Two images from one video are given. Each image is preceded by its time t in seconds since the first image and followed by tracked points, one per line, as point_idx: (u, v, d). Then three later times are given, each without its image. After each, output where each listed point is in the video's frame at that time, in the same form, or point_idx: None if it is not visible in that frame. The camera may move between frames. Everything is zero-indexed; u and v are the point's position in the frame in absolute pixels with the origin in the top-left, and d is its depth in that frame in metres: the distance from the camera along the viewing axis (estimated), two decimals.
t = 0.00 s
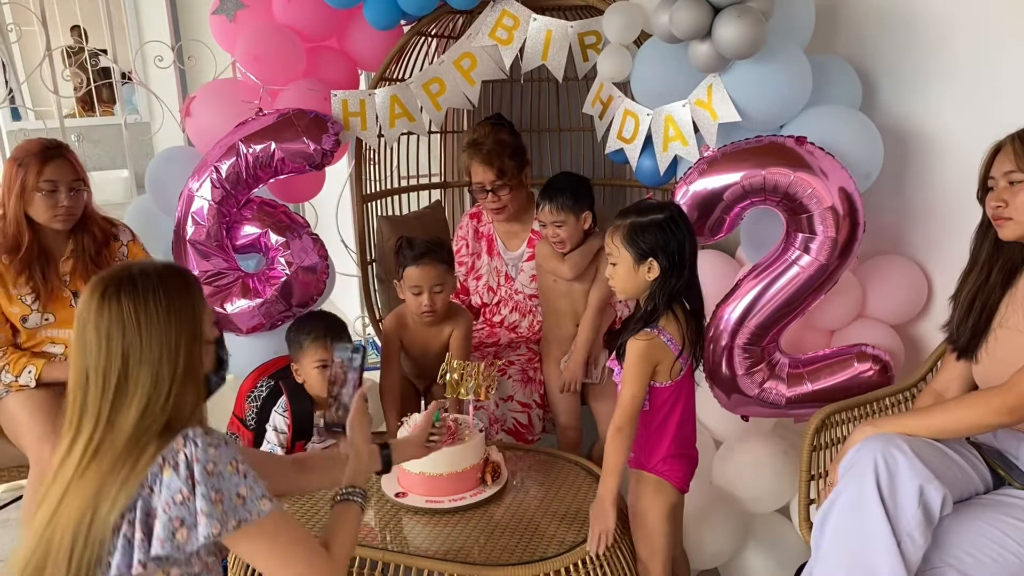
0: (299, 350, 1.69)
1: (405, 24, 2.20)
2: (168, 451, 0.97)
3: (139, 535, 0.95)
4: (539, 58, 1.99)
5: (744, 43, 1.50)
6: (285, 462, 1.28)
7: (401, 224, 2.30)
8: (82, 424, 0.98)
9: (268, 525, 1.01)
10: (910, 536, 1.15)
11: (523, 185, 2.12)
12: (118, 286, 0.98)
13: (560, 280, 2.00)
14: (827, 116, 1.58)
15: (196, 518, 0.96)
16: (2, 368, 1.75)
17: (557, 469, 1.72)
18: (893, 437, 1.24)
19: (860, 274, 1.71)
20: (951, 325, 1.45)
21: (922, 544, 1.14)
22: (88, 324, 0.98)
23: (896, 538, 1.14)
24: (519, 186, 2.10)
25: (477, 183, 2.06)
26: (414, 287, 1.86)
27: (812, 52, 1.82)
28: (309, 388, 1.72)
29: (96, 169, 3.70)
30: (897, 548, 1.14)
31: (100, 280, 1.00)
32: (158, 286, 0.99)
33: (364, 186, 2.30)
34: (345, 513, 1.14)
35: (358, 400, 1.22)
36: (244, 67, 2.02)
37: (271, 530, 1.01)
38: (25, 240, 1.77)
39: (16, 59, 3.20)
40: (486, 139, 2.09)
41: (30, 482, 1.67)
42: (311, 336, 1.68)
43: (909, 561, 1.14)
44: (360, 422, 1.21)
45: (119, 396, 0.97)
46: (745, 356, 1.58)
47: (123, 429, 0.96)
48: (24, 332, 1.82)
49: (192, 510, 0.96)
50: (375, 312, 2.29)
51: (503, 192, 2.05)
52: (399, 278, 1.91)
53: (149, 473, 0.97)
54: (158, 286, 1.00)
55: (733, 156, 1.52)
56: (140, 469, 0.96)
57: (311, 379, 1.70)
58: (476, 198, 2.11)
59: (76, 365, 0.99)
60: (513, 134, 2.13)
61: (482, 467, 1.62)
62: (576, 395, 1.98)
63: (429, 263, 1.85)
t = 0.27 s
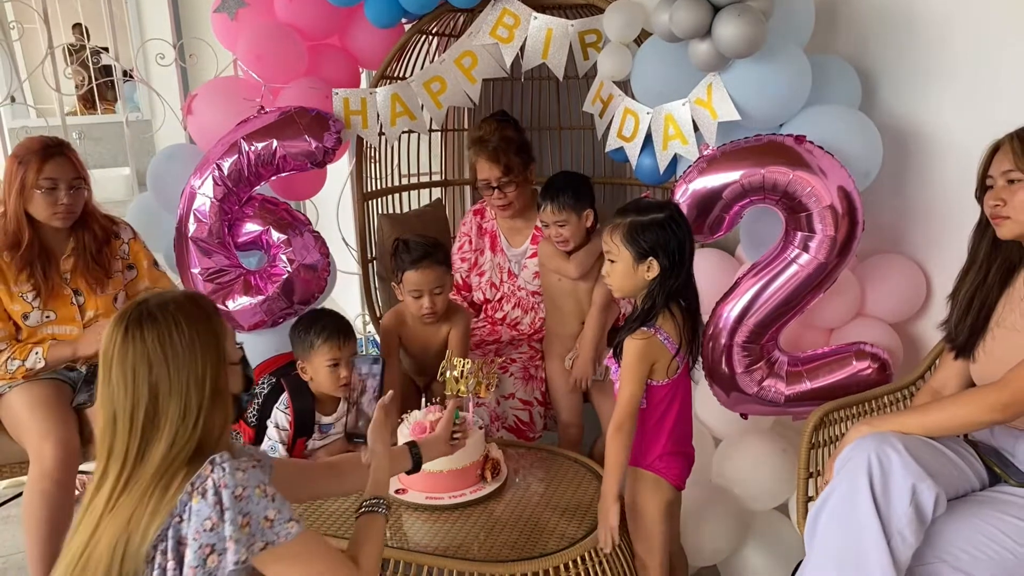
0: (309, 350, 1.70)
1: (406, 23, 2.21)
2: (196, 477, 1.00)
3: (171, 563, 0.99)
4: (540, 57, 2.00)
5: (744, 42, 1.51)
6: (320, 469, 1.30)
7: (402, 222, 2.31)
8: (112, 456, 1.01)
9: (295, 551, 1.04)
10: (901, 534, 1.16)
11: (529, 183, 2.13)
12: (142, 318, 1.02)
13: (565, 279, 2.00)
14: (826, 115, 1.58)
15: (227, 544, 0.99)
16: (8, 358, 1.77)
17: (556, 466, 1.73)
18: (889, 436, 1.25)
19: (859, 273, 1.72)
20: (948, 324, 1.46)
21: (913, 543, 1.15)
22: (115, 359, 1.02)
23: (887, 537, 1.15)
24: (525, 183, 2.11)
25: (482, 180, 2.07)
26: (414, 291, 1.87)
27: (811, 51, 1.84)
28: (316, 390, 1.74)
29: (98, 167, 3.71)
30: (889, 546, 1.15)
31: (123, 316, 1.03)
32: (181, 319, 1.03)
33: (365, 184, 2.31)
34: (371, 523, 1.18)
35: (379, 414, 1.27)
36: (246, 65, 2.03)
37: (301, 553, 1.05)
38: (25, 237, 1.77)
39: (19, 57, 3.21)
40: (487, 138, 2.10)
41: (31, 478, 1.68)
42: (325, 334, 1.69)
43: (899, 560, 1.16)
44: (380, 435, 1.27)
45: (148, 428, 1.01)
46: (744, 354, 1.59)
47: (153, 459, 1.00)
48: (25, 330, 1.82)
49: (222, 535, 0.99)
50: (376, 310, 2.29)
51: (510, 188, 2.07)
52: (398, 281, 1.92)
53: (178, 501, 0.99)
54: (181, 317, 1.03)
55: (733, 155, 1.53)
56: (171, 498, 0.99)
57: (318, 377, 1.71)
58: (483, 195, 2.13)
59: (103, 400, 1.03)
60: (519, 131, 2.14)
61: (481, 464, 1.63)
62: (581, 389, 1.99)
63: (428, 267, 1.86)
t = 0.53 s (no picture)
0: (312, 350, 1.70)
1: (407, 22, 2.21)
2: (228, 449, 1.03)
3: (214, 532, 1.01)
4: (541, 56, 2.00)
5: (745, 43, 1.51)
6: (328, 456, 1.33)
7: (402, 222, 2.31)
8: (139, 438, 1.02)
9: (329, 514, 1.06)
10: (904, 536, 1.16)
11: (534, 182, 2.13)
12: (156, 302, 1.03)
13: (566, 279, 2.01)
14: (827, 116, 1.58)
15: (267, 508, 1.02)
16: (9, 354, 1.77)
17: (557, 466, 1.73)
18: (890, 437, 1.25)
19: (859, 273, 1.72)
20: (947, 325, 1.46)
21: (917, 544, 1.15)
22: (135, 342, 1.02)
23: (890, 539, 1.15)
24: (530, 183, 2.11)
25: (488, 178, 2.08)
26: (409, 291, 1.87)
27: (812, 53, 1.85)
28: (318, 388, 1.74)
29: (98, 166, 3.72)
30: (892, 548, 1.15)
31: (138, 298, 1.04)
32: (197, 300, 1.04)
33: (366, 184, 2.32)
34: (393, 489, 1.23)
35: (387, 386, 1.34)
36: (247, 65, 2.03)
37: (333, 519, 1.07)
38: (25, 236, 1.77)
39: (19, 56, 3.21)
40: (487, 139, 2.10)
41: (30, 477, 1.68)
42: (328, 334, 1.69)
43: (902, 560, 1.16)
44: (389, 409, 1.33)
45: (173, 408, 1.02)
46: (744, 353, 1.59)
47: (182, 437, 1.02)
48: (26, 329, 1.82)
49: (261, 501, 1.02)
50: (376, 310, 2.30)
51: (515, 187, 2.07)
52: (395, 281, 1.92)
53: (213, 472, 1.02)
54: (199, 298, 1.05)
55: (734, 155, 1.53)
56: (206, 472, 1.01)
57: (321, 376, 1.71)
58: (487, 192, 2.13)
59: (124, 384, 1.04)
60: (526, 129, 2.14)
61: (481, 463, 1.63)
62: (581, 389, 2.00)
63: (424, 267, 1.86)
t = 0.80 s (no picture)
0: (311, 350, 1.70)
1: (405, 22, 2.21)
2: (233, 478, 1.08)
3: (221, 560, 1.07)
4: (539, 56, 2.01)
5: (742, 43, 1.51)
6: (328, 464, 1.33)
7: (400, 222, 2.31)
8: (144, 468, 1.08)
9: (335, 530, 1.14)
10: (902, 537, 1.16)
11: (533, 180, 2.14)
12: (164, 335, 1.09)
13: (564, 278, 2.00)
14: (825, 116, 1.58)
15: (271, 536, 1.09)
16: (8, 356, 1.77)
17: (555, 466, 1.73)
18: (887, 438, 1.25)
19: (857, 274, 1.72)
20: (944, 326, 1.46)
21: (914, 545, 1.16)
22: (141, 375, 1.09)
23: (887, 539, 1.16)
24: (528, 181, 2.11)
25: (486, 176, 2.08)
26: (405, 291, 1.87)
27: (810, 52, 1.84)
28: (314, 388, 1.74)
29: (95, 165, 3.71)
30: (889, 549, 1.15)
31: (144, 333, 1.10)
32: (202, 333, 1.10)
33: (364, 183, 2.32)
34: (388, 494, 1.24)
35: (375, 387, 1.36)
36: (245, 64, 2.03)
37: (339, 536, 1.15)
38: (20, 236, 1.77)
39: (16, 54, 3.21)
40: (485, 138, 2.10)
41: (28, 476, 1.68)
42: (327, 334, 1.70)
43: (899, 561, 1.16)
44: (380, 408, 1.35)
45: (178, 438, 1.08)
46: (741, 354, 1.59)
47: (186, 466, 1.07)
48: (23, 328, 1.82)
49: (265, 529, 1.09)
50: (374, 309, 2.30)
51: (513, 185, 2.07)
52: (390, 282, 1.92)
53: (220, 501, 1.08)
54: (203, 331, 1.11)
55: (732, 155, 1.53)
56: (211, 500, 1.07)
57: (320, 377, 1.71)
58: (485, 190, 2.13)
59: (130, 416, 1.10)
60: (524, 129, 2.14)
61: (479, 463, 1.62)
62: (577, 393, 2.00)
63: (420, 268, 1.86)
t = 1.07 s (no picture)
0: (312, 354, 1.70)
1: (405, 26, 2.21)
2: (239, 494, 1.10)
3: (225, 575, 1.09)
4: (538, 61, 2.01)
5: (742, 49, 1.51)
6: (336, 475, 1.40)
7: (399, 225, 2.31)
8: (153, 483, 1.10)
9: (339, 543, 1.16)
10: (896, 543, 1.16)
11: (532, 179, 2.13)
12: (177, 351, 1.12)
13: (561, 281, 2.00)
14: (824, 122, 1.59)
15: (276, 551, 1.10)
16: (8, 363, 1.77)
17: (553, 471, 1.73)
18: (883, 444, 1.25)
19: (855, 280, 1.72)
20: (943, 332, 1.46)
21: (909, 551, 1.16)
22: (154, 391, 1.11)
23: (882, 546, 1.16)
24: (526, 179, 2.10)
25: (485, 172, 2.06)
26: (405, 297, 1.87)
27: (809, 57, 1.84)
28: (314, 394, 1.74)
29: (94, 167, 3.71)
30: (884, 555, 1.15)
31: (158, 350, 1.13)
32: (215, 349, 1.13)
33: (364, 186, 2.31)
34: (391, 503, 1.28)
35: (380, 391, 1.36)
36: (244, 68, 2.03)
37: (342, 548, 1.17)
38: (19, 241, 1.77)
39: (15, 57, 3.21)
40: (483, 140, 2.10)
41: (27, 481, 1.68)
42: (327, 338, 1.70)
43: (894, 567, 1.16)
44: (385, 413, 1.36)
45: (187, 454, 1.10)
46: (740, 359, 1.59)
47: (195, 480, 1.09)
48: (22, 333, 1.82)
49: (270, 544, 1.10)
50: (373, 312, 2.30)
51: (512, 182, 2.07)
52: (389, 288, 1.92)
53: (226, 516, 1.10)
54: (216, 348, 1.13)
55: (731, 162, 1.53)
56: (218, 515, 1.09)
57: (321, 382, 1.71)
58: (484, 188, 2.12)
59: (142, 431, 1.12)
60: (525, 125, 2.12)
61: (478, 468, 1.62)
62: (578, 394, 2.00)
63: (419, 274, 1.86)
